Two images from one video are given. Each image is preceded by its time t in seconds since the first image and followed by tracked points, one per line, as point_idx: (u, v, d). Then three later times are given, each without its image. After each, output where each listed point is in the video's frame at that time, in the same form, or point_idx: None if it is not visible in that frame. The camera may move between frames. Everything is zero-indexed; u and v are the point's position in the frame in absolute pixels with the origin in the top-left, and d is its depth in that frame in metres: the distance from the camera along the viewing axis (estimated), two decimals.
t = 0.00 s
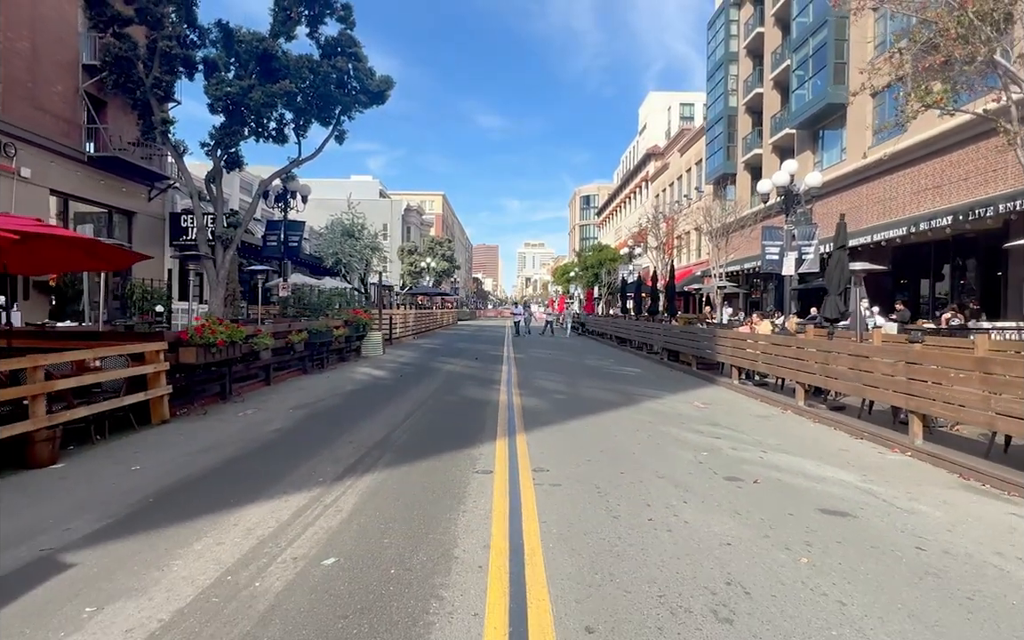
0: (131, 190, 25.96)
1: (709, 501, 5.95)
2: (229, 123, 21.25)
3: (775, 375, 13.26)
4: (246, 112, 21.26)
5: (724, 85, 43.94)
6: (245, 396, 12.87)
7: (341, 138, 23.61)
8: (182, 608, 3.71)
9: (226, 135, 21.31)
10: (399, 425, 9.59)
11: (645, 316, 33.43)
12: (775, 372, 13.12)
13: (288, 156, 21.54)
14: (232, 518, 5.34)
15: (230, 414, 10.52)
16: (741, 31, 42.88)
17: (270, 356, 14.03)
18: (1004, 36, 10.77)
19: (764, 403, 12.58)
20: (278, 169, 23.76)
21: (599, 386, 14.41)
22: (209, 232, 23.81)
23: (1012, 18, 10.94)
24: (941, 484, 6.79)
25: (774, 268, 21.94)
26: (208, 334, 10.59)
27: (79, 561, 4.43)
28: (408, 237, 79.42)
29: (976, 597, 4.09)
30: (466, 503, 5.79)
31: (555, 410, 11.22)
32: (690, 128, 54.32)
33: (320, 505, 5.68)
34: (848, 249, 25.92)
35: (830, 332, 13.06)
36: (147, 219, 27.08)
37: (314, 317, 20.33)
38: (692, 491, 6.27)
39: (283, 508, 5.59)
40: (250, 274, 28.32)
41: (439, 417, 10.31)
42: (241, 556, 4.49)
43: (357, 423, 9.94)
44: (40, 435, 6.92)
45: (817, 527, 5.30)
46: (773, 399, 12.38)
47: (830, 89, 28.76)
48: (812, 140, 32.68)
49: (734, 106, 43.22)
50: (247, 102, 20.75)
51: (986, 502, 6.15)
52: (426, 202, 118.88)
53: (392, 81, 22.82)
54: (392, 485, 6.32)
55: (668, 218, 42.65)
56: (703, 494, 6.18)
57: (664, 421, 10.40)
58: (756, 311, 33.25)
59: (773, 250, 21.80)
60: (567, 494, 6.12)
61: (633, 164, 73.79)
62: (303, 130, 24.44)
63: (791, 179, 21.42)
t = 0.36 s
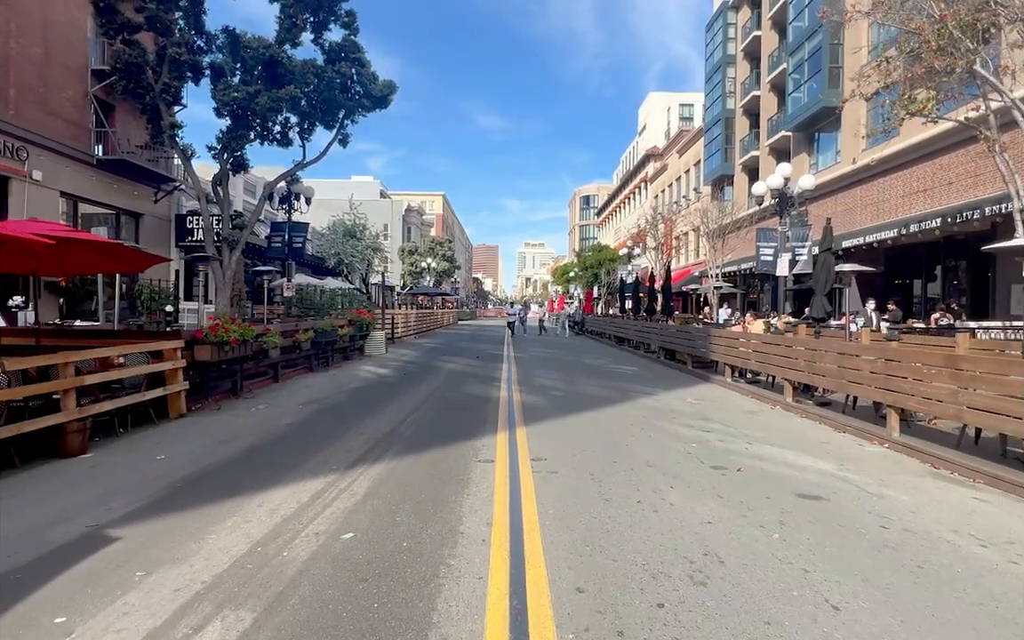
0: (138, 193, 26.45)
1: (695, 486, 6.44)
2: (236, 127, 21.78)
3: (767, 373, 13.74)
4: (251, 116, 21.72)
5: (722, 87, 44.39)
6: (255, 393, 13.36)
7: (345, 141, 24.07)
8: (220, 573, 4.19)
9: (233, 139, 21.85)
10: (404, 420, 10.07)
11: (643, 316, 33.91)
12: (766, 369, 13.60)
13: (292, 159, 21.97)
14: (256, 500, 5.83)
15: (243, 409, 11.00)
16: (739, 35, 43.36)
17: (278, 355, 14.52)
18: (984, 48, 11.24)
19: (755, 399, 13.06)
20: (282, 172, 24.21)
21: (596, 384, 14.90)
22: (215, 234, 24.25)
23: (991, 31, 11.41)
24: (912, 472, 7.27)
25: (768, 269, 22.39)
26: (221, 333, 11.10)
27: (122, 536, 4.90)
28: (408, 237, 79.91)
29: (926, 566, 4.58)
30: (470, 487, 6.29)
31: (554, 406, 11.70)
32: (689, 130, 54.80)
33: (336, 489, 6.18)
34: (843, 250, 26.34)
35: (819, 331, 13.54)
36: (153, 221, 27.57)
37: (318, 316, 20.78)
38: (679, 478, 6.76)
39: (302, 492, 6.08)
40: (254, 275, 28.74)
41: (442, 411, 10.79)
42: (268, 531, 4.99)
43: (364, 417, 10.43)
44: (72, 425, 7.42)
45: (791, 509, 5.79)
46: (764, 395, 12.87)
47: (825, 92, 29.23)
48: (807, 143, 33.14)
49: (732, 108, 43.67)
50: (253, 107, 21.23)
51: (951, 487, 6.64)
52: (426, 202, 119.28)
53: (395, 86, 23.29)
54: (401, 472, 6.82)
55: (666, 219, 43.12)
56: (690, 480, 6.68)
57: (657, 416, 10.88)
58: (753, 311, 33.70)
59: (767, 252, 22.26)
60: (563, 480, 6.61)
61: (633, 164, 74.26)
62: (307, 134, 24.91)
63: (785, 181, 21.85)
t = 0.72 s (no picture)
0: (145, 195, 26.95)
1: (682, 473, 6.96)
2: (243, 131, 22.28)
3: (757, 371, 14.26)
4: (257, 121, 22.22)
5: (719, 90, 44.90)
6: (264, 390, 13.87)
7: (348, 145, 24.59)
8: (253, 545, 4.70)
9: (240, 143, 22.37)
10: (409, 415, 10.57)
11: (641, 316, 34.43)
12: (757, 367, 14.12)
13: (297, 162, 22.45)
14: (277, 485, 6.35)
15: (255, 405, 11.51)
16: (736, 38, 43.88)
17: (286, 354, 15.05)
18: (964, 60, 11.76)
19: (747, 396, 13.59)
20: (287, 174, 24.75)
21: (593, 382, 15.42)
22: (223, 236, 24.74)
23: (971, 43, 11.92)
24: (887, 463, 7.79)
25: (762, 271, 22.87)
26: (234, 332, 11.64)
27: (160, 515, 5.41)
28: (409, 238, 80.44)
29: (885, 541, 5.09)
30: (474, 474, 6.80)
31: (552, 403, 12.22)
32: (687, 131, 55.29)
33: (349, 475, 6.69)
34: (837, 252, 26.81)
35: (808, 330, 14.06)
36: (160, 223, 28.07)
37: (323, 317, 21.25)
38: (667, 466, 7.28)
39: (319, 478, 6.60)
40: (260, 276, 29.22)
41: (445, 407, 11.29)
42: (291, 511, 5.50)
43: (372, 412, 10.94)
44: (101, 418, 7.93)
45: (768, 493, 6.30)
46: (754, 392, 13.39)
47: (819, 96, 29.73)
48: (803, 145, 33.64)
49: (729, 111, 44.19)
50: (259, 112, 21.74)
51: (920, 475, 7.16)
52: (426, 203, 119.83)
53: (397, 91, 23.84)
54: (409, 461, 7.33)
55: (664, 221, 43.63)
56: (677, 469, 7.19)
57: (650, 412, 11.40)
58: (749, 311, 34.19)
59: (761, 253, 22.75)
60: (559, 468, 7.12)
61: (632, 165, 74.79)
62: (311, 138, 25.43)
63: (779, 184, 22.31)
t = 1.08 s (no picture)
0: (152, 197, 27.47)
1: (671, 461, 7.50)
2: (249, 134, 22.79)
3: (749, 368, 14.81)
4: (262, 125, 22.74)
5: (717, 93, 45.45)
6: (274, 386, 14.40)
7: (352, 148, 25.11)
8: (281, 519, 5.22)
9: (247, 147, 22.89)
10: (414, 409, 11.11)
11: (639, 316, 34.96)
12: (748, 365, 14.67)
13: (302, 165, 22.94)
14: (297, 470, 6.89)
15: (268, 400, 12.04)
16: (733, 41, 44.41)
17: (294, 352, 15.58)
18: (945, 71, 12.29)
19: (738, 392, 14.14)
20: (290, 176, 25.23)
21: (591, 379, 15.95)
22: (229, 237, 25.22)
23: (952, 54, 12.44)
24: (863, 452, 8.34)
25: (757, 271, 23.37)
26: (248, 330, 12.19)
27: (193, 494, 5.93)
28: (409, 238, 80.90)
29: (851, 516, 5.65)
30: (478, 461, 7.34)
31: (551, 398, 12.75)
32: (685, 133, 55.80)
33: (362, 462, 7.23)
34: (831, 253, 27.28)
35: (797, 329, 14.61)
36: (166, 224, 28.60)
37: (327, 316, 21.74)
38: (658, 454, 7.80)
39: (335, 464, 7.14)
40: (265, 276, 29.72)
41: (448, 402, 11.82)
42: (312, 492, 6.03)
43: (379, 407, 11.47)
44: (128, 409, 8.46)
45: (749, 477, 6.84)
46: (745, 389, 13.94)
47: (814, 100, 30.27)
48: (798, 148, 34.18)
49: (727, 113, 44.75)
50: (266, 117, 22.25)
51: (892, 463, 7.70)
52: (426, 203, 120.37)
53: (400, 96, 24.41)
54: (416, 449, 7.86)
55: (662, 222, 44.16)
56: (667, 456, 7.72)
57: (644, 406, 11.93)
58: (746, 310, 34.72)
59: (756, 254, 23.26)
60: (557, 456, 7.65)
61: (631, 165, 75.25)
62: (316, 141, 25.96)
63: (773, 187, 22.81)
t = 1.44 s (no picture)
0: (159, 198, 27.97)
1: (663, 451, 7.99)
2: (255, 138, 23.28)
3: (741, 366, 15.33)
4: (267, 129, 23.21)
5: (714, 95, 45.96)
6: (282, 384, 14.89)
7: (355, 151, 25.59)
8: (304, 500, 5.73)
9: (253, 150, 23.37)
10: (418, 404, 11.60)
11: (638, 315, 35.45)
12: (740, 362, 15.20)
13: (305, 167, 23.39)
14: (313, 458, 7.39)
15: (278, 396, 12.55)
16: (731, 44, 44.92)
17: (301, 350, 16.07)
18: (929, 79, 12.79)
19: (731, 389, 14.65)
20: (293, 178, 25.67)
21: (589, 377, 16.45)
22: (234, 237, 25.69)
23: (936, 64, 12.94)
24: (844, 444, 8.84)
25: (752, 272, 23.86)
26: (259, 328, 12.70)
27: (219, 479, 6.43)
28: (409, 238, 81.34)
29: (825, 498, 6.15)
30: (482, 451, 7.84)
31: (551, 394, 13.25)
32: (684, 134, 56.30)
33: (373, 451, 7.73)
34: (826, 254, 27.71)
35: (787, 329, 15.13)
36: (172, 225, 29.08)
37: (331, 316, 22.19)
38: (651, 445, 8.30)
39: (348, 453, 7.64)
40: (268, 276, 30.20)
41: (451, 398, 12.31)
42: (329, 477, 6.54)
43: (384, 402, 11.96)
44: (151, 403, 8.97)
45: (735, 465, 7.34)
46: (737, 386, 14.46)
47: (809, 103, 30.77)
48: (794, 150, 34.67)
49: (724, 115, 45.26)
50: (272, 121, 22.74)
51: (870, 453, 8.20)
52: (426, 203, 120.76)
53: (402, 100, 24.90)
54: (423, 440, 8.36)
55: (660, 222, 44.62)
56: (659, 447, 8.22)
57: (640, 402, 12.43)
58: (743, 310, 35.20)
59: (751, 255, 23.75)
60: (555, 446, 8.16)
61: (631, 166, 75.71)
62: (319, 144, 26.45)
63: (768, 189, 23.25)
